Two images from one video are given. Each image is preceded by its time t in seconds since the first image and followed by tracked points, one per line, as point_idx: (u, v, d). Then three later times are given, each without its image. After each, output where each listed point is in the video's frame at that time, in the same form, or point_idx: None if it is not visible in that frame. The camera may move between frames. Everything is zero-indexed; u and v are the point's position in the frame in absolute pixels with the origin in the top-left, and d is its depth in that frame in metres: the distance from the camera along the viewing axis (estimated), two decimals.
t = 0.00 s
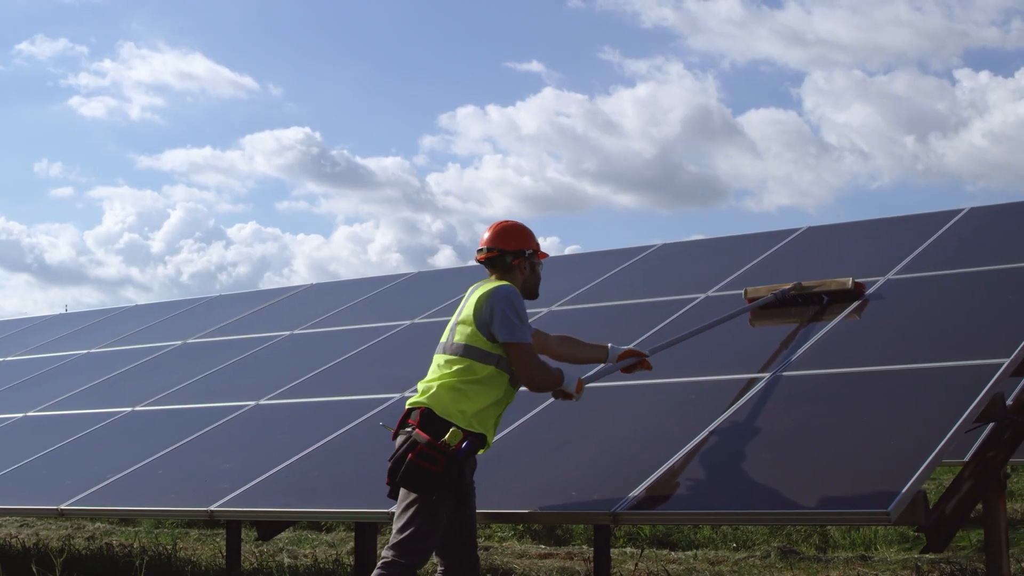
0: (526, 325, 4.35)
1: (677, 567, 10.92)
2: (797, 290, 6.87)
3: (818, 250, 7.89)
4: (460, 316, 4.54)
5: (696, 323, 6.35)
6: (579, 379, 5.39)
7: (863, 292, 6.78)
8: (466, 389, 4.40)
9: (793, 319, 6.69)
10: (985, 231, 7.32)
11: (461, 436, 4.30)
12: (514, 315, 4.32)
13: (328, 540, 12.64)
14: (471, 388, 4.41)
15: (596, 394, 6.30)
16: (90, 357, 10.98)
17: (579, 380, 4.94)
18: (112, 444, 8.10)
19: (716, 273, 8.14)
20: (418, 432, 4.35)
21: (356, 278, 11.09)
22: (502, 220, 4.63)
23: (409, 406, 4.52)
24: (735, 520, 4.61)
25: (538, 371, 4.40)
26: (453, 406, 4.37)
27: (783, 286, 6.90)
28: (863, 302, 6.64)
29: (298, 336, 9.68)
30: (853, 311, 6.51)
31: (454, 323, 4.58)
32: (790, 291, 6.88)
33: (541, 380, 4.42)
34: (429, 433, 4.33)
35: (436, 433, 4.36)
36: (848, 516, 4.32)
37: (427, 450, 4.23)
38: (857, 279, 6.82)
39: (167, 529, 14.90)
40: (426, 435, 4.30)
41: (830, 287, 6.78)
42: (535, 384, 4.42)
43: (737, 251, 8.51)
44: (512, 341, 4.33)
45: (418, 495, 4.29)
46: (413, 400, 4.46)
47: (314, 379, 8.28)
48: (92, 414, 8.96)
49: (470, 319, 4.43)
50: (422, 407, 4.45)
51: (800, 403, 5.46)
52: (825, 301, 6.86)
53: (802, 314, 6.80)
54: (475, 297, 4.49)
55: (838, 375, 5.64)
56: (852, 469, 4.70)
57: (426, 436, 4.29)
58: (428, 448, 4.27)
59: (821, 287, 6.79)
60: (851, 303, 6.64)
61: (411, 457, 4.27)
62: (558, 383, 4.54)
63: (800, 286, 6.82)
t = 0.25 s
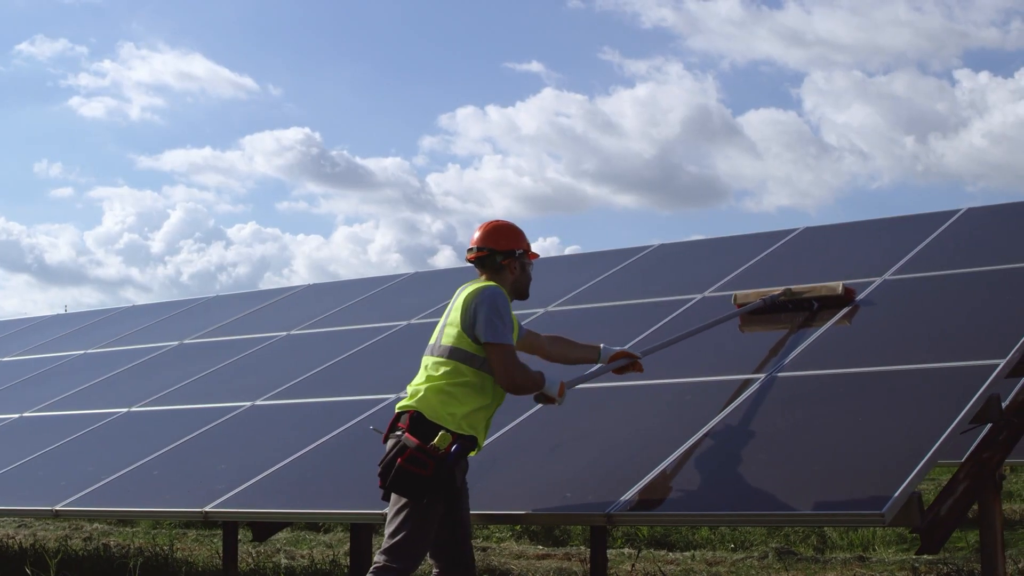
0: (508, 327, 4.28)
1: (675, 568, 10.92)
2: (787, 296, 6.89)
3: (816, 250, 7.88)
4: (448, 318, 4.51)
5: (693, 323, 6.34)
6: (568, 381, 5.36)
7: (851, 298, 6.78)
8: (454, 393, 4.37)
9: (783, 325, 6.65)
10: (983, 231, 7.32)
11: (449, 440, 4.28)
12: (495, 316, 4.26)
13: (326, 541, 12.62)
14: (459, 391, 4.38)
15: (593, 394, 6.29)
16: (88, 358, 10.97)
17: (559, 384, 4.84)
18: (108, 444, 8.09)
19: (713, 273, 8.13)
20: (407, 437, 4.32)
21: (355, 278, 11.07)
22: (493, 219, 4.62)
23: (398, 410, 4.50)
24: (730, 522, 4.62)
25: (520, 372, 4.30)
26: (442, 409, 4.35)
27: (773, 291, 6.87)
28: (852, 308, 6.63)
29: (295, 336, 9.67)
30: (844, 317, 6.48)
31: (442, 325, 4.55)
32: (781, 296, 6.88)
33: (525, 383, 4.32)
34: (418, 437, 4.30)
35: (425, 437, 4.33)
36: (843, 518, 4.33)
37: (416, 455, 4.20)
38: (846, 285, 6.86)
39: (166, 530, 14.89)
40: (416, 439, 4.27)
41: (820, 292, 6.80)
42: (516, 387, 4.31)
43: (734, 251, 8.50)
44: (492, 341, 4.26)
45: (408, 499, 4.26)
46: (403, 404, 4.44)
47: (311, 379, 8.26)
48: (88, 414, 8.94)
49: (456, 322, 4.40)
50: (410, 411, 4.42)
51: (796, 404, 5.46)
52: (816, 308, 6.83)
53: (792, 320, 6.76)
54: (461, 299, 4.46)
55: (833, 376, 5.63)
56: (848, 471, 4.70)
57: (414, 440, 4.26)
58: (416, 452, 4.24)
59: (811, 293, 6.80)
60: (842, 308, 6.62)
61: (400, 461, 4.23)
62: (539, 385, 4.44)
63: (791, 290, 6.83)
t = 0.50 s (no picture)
0: (488, 325, 4.21)
1: (672, 568, 10.91)
2: (776, 302, 6.74)
3: (813, 250, 7.86)
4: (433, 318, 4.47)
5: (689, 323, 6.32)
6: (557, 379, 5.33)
7: (842, 303, 6.62)
8: (438, 393, 4.34)
9: (771, 330, 6.57)
10: (980, 231, 7.30)
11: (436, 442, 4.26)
12: (474, 314, 4.21)
13: (323, 542, 12.60)
14: (446, 392, 4.35)
15: (588, 394, 6.27)
16: (84, 358, 10.95)
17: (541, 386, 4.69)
18: (103, 445, 8.06)
19: (709, 273, 8.11)
20: (394, 439, 4.30)
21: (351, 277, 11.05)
22: (481, 218, 4.61)
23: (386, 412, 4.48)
24: (724, 522, 4.61)
25: (500, 372, 4.19)
26: (428, 411, 4.32)
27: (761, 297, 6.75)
28: (841, 314, 6.49)
29: (292, 336, 9.65)
30: (832, 324, 6.36)
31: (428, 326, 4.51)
32: (769, 303, 6.75)
33: (507, 383, 4.20)
34: (405, 440, 4.28)
35: (412, 440, 4.31)
36: (837, 517, 4.32)
37: (402, 458, 4.18)
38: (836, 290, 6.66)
39: (163, 530, 14.87)
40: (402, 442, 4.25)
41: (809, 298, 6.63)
42: (497, 389, 4.20)
43: (731, 250, 8.48)
44: (469, 339, 4.20)
45: (396, 502, 4.24)
46: (389, 407, 4.42)
47: (306, 379, 8.24)
48: (83, 415, 8.92)
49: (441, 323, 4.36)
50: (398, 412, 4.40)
51: (791, 404, 5.44)
52: (804, 313, 6.73)
53: (780, 326, 6.65)
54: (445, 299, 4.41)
55: (829, 376, 5.62)
56: (842, 471, 4.69)
57: (401, 443, 4.24)
58: (403, 455, 4.22)
59: (800, 299, 6.65)
60: (831, 315, 6.50)
61: (386, 464, 4.21)
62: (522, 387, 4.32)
63: (779, 297, 6.69)
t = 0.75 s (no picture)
0: (462, 323, 4.09)
1: (670, 568, 10.89)
2: (761, 309, 6.66)
3: (808, 250, 7.84)
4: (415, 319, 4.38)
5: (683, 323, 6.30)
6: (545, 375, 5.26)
7: (828, 310, 6.54)
8: (419, 395, 4.28)
9: (756, 338, 6.48)
10: (975, 231, 7.28)
11: (419, 444, 4.19)
12: (448, 310, 4.10)
13: (321, 542, 12.59)
14: (429, 393, 4.29)
15: (581, 395, 6.25)
16: (79, 358, 10.92)
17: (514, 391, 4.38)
18: (96, 445, 8.03)
19: (705, 272, 8.09)
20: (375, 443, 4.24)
21: (348, 277, 11.03)
22: (469, 216, 4.53)
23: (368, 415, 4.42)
24: (717, 522, 4.61)
25: (469, 370, 4.01)
26: (410, 414, 4.25)
27: (746, 304, 6.66)
28: (827, 322, 6.40)
29: (287, 336, 9.62)
30: (818, 331, 6.27)
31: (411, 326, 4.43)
32: (754, 310, 6.66)
33: (476, 383, 4.02)
34: (387, 443, 4.22)
35: (394, 443, 4.25)
36: (829, 518, 4.32)
37: (383, 462, 4.13)
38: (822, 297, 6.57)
39: (161, 531, 14.86)
40: (384, 445, 4.19)
41: (795, 305, 6.55)
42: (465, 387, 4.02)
43: (727, 250, 8.46)
44: (442, 333, 4.06)
45: (379, 506, 4.18)
46: (373, 408, 4.35)
47: (300, 379, 8.22)
48: (77, 415, 8.89)
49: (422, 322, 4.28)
50: (379, 416, 4.33)
51: (785, 404, 5.43)
52: (790, 321, 6.64)
53: (766, 334, 6.56)
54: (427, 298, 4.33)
55: (823, 376, 5.61)
56: (836, 471, 4.69)
57: (382, 446, 4.18)
58: (385, 458, 4.17)
59: (785, 306, 6.57)
60: (816, 322, 6.42)
61: (368, 468, 4.16)
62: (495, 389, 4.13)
63: (764, 304, 6.60)
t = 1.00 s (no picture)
0: (437, 320, 4.01)
1: (667, 569, 10.88)
2: (746, 317, 6.55)
3: (804, 250, 7.82)
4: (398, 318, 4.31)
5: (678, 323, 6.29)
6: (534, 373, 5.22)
7: (814, 318, 6.44)
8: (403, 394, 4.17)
9: (741, 346, 6.38)
10: (972, 231, 7.26)
11: (404, 446, 4.12)
12: (425, 305, 4.03)
13: (318, 542, 12.58)
14: (411, 394, 4.18)
15: (576, 395, 6.24)
16: (75, 358, 10.91)
17: (489, 394, 4.13)
18: (90, 446, 8.02)
19: (701, 272, 8.07)
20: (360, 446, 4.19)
21: (344, 277, 11.01)
22: (454, 215, 4.44)
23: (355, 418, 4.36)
24: (712, 523, 4.61)
25: (434, 364, 3.93)
26: (395, 417, 4.15)
27: (731, 311, 6.56)
28: (813, 330, 6.30)
29: (283, 336, 9.60)
30: (803, 340, 6.16)
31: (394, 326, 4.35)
32: (739, 318, 6.55)
33: (438, 378, 3.94)
34: (372, 446, 4.15)
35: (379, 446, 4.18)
36: (823, 519, 4.32)
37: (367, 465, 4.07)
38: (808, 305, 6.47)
39: (158, 531, 14.85)
40: (368, 449, 4.12)
41: (780, 313, 6.44)
42: (428, 380, 3.94)
43: (723, 250, 8.44)
44: (416, 323, 3.99)
45: (364, 510, 4.13)
46: (357, 412, 4.27)
47: (296, 379, 8.20)
48: (72, 416, 8.88)
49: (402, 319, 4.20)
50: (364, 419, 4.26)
51: (780, 404, 5.42)
52: (776, 329, 6.53)
53: (751, 342, 6.45)
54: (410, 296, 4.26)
55: (818, 376, 5.60)
56: (830, 471, 4.68)
57: (366, 449, 4.12)
58: (370, 462, 4.11)
59: (771, 314, 6.46)
60: (802, 331, 6.30)
61: (353, 472, 4.11)
62: (463, 390, 4.03)
63: (749, 311, 6.51)
